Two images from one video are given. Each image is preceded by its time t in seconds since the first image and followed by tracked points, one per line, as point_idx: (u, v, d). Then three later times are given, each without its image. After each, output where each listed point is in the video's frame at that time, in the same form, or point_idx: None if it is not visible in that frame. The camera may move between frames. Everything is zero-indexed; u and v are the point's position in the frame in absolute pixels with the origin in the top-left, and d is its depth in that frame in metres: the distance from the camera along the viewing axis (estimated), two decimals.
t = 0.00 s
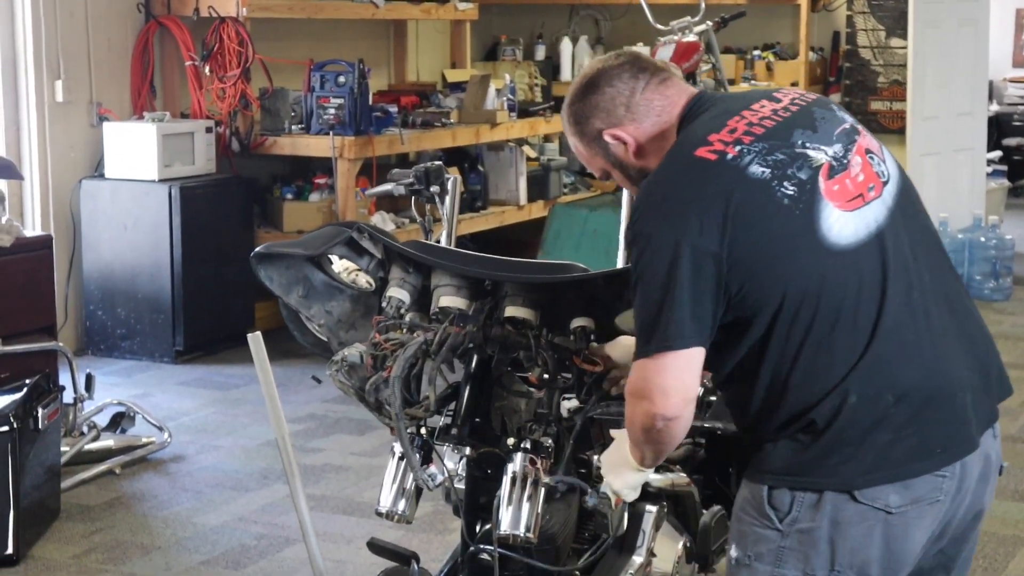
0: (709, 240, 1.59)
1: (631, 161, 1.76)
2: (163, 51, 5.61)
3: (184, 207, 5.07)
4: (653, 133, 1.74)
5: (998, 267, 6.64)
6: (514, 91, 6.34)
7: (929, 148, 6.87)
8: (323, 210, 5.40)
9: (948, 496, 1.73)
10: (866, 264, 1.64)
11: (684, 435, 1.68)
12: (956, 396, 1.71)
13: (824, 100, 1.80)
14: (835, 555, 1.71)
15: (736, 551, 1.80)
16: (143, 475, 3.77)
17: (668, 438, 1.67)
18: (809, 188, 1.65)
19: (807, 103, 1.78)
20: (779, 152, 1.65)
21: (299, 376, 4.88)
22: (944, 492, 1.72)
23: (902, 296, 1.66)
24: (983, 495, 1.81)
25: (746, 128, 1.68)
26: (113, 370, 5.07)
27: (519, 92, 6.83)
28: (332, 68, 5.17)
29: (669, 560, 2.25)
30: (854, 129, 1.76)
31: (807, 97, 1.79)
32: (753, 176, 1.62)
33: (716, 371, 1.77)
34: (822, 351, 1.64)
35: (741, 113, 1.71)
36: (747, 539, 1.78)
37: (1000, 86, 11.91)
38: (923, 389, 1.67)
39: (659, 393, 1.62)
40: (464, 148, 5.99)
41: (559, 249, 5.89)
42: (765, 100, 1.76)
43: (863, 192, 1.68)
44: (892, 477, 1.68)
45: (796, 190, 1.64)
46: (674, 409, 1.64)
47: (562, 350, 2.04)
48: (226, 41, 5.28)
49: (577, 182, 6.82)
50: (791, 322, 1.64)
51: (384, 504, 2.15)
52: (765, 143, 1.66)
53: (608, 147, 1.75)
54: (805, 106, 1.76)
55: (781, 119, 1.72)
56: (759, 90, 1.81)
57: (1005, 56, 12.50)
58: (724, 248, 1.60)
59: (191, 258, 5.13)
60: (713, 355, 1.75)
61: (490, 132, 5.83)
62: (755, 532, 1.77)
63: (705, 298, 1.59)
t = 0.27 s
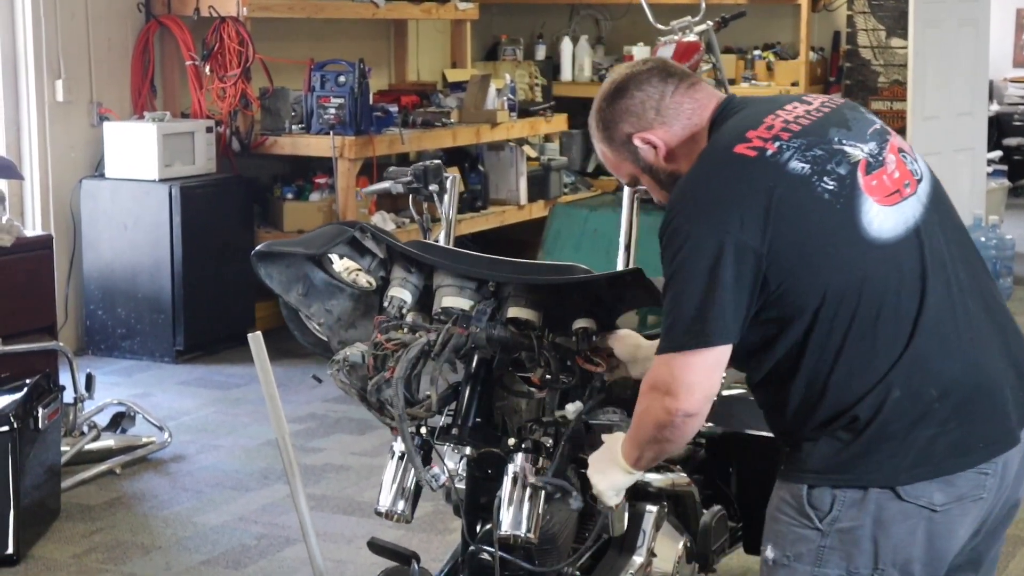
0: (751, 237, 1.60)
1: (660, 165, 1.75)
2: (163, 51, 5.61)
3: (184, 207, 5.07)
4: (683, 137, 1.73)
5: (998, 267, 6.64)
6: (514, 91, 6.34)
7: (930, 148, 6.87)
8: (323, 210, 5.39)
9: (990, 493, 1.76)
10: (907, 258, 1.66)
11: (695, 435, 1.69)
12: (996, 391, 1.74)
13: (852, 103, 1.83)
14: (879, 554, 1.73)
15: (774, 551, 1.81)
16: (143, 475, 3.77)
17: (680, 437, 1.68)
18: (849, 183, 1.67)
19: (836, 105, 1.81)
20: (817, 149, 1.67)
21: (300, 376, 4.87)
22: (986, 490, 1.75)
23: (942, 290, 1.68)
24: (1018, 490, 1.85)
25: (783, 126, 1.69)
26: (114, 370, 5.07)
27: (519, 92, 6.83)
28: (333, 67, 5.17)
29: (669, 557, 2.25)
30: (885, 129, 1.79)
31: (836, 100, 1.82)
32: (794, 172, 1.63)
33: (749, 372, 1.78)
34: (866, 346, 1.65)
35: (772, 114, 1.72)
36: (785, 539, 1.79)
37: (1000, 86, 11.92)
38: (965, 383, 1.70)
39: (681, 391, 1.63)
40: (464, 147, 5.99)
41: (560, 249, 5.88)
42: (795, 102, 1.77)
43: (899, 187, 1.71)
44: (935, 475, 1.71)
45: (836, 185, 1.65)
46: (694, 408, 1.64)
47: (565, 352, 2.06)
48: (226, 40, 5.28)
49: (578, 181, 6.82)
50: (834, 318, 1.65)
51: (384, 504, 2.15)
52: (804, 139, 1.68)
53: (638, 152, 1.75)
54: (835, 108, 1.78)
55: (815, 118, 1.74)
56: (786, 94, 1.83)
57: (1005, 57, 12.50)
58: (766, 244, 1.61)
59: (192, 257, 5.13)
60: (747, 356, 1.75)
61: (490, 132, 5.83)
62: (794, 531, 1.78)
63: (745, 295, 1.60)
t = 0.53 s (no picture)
0: (770, 239, 1.59)
1: (670, 168, 1.74)
2: (162, 51, 5.61)
3: (184, 207, 5.07)
4: (695, 140, 1.73)
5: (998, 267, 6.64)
6: (514, 91, 6.34)
7: (930, 148, 6.88)
8: (322, 210, 5.39)
9: (1010, 491, 1.76)
10: (925, 257, 1.67)
11: (704, 438, 1.68)
12: (1015, 387, 1.75)
13: (860, 105, 1.84)
14: (902, 554, 1.73)
15: (793, 551, 1.81)
16: (143, 475, 3.77)
17: (690, 439, 1.67)
18: (865, 183, 1.67)
19: (846, 107, 1.81)
20: (833, 150, 1.67)
21: (300, 376, 4.87)
22: (1006, 488, 1.75)
23: (960, 288, 1.69)
24: None
25: (798, 128, 1.69)
26: (113, 370, 5.06)
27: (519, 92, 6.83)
28: (332, 67, 5.17)
29: (667, 557, 2.25)
30: (895, 130, 1.79)
31: (845, 103, 1.82)
32: (812, 173, 1.63)
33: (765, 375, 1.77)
34: (888, 346, 1.65)
35: (784, 117, 1.72)
36: (805, 540, 1.79)
37: (999, 86, 11.92)
38: (985, 381, 1.71)
39: (694, 392, 1.61)
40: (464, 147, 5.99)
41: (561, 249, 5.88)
42: (806, 106, 1.77)
43: (914, 187, 1.71)
44: (956, 473, 1.71)
45: (853, 185, 1.66)
46: (705, 410, 1.63)
47: (563, 352, 2.07)
48: (226, 40, 5.28)
49: (578, 181, 6.82)
50: (855, 319, 1.65)
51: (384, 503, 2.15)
52: (819, 140, 1.68)
53: (649, 155, 1.74)
54: (845, 110, 1.78)
55: (828, 120, 1.74)
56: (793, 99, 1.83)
57: (1005, 57, 12.49)
58: (785, 246, 1.60)
59: (191, 257, 5.13)
60: (763, 359, 1.75)
61: (490, 132, 5.83)
62: (814, 531, 1.78)
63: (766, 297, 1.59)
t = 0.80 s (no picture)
0: (773, 235, 1.59)
1: (673, 160, 1.75)
2: (162, 51, 5.61)
3: (184, 207, 5.07)
4: (701, 134, 1.73)
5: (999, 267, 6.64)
6: (514, 91, 6.34)
7: (930, 148, 6.88)
8: (322, 210, 5.39)
9: (1009, 489, 1.76)
10: (926, 254, 1.67)
11: (706, 433, 1.69)
12: (1015, 388, 1.75)
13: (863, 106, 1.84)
14: (899, 551, 1.73)
15: (792, 549, 1.81)
16: (143, 474, 3.77)
17: (692, 434, 1.68)
18: (868, 180, 1.67)
19: (850, 107, 1.81)
20: (836, 147, 1.67)
21: (300, 376, 4.87)
22: (1005, 487, 1.75)
23: (961, 287, 1.69)
24: None
25: (801, 125, 1.69)
26: (113, 370, 5.06)
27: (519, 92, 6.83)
28: (332, 67, 5.17)
29: (666, 557, 2.25)
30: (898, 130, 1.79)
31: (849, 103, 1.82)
32: (814, 169, 1.63)
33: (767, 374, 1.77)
34: (888, 341, 1.65)
35: (788, 115, 1.72)
36: (805, 537, 1.80)
37: (999, 86, 11.92)
38: (984, 379, 1.70)
39: (697, 386, 1.61)
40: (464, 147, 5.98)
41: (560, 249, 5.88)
42: (809, 105, 1.77)
43: (915, 186, 1.71)
44: (954, 471, 1.71)
45: (856, 181, 1.66)
46: (707, 405, 1.64)
47: (560, 349, 2.07)
48: (226, 40, 5.28)
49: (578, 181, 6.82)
50: (855, 314, 1.65)
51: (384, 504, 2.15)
52: (822, 137, 1.68)
53: (654, 146, 1.74)
54: (848, 110, 1.78)
55: (831, 118, 1.74)
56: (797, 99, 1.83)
57: (1005, 56, 12.49)
58: (787, 241, 1.60)
59: (191, 257, 5.13)
60: (764, 357, 1.75)
61: (490, 132, 5.83)
62: (813, 529, 1.79)
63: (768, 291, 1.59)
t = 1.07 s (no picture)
0: (769, 234, 1.59)
1: (672, 154, 1.74)
2: (162, 51, 5.61)
3: (184, 207, 5.07)
4: (700, 128, 1.73)
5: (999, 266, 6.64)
6: (514, 91, 6.34)
7: (930, 148, 6.88)
8: (322, 210, 5.39)
9: (1004, 489, 1.76)
10: (923, 255, 1.67)
11: (698, 432, 1.68)
12: (1011, 388, 1.75)
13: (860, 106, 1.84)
14: (894, 550, 1.73)
15: (788, 548, 1.81)
16: (143, 474, 3.77)
17: (684, 433, 1.67)
18: (864, 180, 1.67)
19: (848, 107, 1.81)
20: (833, 147, 1.67)
21: (300, 375, 4.87)
22: (1000, 486, 1.75)
23: (957, 287, 1.69)
24: None
25: (799, 125, 1.70)
26: (113, 370, 5.06)
27: (519, 92, 6.83)
28: (333, 67, 5.17)
29: (666, 557, 2.25)
30: (895, 130, 1.79)
31: (845, 103, 1.83)
32: (812, 169, 1.63)
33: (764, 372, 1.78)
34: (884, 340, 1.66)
35: (787, 113, 1.72)
36: (801, 536, 1.79)
37: (1000, 86, 11.92)
38: (979, 379, 1.71)
39: (691, 384, 1.61)
40: (464, 147, 5.98)
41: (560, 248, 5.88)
42: (808, 104, 1.77)
43: (912, 186, 1.72)
44: (949, 470, 1.71)
45: (852, 182, 1.66)
46: (701, 404, 1.63)
47: (563, 352, 2.08)
48: (226, 40, 5.27)
49: (578, 181, 6.82)
50: (851, 314, 1.65)
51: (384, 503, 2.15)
52: (820, 138, 1.68)
53: (652, 138, 1.74)
54: (846, 109, 1.78)
55: (829, 118, 1.74)
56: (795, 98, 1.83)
57: (1005, 56, 12.49)
58: (783, 241, 1.61)
59: (191, 257, 5.13)
60: (762, 355, 1.75)
61: (490, 132, 5.82)
62: (809, 528, 1.78)
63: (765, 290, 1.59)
